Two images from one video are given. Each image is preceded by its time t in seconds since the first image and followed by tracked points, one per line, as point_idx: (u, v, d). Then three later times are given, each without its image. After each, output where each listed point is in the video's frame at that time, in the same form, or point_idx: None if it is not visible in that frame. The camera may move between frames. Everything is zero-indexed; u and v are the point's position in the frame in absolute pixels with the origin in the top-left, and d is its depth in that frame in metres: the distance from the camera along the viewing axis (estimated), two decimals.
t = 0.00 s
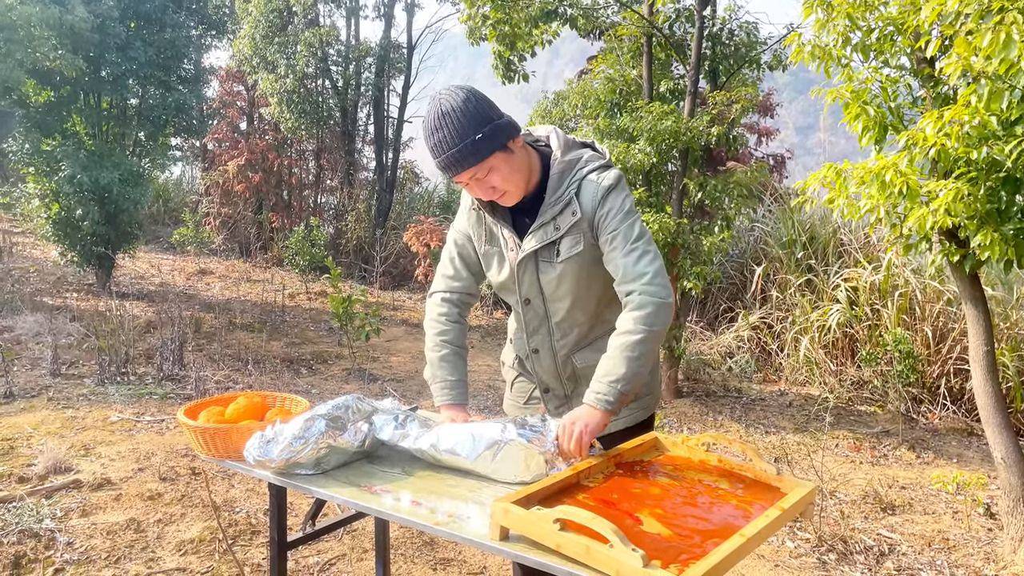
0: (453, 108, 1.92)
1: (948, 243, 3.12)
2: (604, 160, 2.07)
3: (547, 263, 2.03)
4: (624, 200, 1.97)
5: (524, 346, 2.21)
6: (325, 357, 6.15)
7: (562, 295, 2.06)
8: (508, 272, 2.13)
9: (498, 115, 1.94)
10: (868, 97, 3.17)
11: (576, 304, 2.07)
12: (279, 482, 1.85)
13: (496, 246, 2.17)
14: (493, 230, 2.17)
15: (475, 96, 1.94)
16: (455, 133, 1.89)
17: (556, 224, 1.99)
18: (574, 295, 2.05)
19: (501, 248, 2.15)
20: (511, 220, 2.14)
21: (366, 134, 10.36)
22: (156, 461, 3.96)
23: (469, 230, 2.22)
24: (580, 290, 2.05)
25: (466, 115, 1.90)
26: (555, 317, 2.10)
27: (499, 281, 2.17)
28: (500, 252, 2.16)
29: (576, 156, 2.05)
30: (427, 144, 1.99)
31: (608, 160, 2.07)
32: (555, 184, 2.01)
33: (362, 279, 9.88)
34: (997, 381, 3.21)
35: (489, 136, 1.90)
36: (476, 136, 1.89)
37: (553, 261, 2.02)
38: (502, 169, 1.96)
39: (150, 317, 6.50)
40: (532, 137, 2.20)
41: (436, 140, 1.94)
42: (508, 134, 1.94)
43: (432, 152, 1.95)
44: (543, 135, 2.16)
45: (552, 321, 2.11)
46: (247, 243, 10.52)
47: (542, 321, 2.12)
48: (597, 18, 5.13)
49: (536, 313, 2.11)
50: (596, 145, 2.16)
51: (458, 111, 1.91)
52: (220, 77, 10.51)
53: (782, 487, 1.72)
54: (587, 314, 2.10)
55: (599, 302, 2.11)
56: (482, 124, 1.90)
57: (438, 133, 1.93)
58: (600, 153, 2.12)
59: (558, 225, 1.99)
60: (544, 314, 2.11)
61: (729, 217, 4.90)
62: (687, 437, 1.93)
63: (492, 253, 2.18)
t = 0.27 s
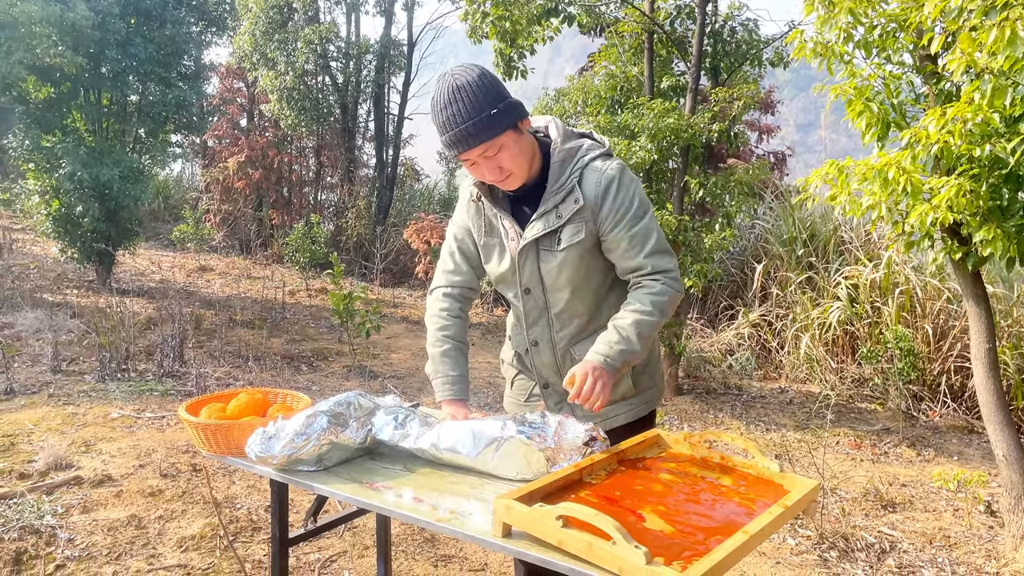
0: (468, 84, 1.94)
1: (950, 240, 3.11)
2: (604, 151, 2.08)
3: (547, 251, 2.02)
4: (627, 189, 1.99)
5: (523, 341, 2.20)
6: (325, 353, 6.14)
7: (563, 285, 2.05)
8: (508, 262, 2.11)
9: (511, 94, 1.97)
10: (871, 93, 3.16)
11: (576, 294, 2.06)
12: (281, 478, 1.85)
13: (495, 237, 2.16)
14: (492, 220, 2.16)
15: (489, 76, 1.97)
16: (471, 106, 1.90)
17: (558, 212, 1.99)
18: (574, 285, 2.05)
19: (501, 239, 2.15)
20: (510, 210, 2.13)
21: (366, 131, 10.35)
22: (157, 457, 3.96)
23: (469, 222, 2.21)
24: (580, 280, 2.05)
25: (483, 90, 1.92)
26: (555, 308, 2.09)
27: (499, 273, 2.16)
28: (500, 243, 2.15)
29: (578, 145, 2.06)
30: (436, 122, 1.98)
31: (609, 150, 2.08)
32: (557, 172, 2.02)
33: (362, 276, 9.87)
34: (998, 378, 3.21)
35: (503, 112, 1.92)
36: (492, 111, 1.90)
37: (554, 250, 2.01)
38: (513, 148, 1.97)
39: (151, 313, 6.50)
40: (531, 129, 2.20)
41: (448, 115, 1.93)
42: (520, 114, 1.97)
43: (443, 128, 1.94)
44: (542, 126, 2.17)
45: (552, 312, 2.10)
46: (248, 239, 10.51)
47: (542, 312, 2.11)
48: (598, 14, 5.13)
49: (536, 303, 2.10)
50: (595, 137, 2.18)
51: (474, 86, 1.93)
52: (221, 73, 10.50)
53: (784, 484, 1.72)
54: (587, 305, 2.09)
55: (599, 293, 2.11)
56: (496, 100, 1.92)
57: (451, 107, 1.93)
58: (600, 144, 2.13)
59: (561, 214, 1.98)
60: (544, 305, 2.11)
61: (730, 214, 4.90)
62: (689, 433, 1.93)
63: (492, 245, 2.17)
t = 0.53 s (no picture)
0: (494, 78, 1.92)
1: (952, 238, 3.10)
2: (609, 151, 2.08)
3: (551, 253, 2.02)
4: (632, 193, 2.00)
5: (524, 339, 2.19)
6: (326, 350, 6.14)
7: (566, 286, 2.05)
8: (511, 263, 2.11)
9: (530, 94, 1.97)
10: (874, 90, 3.15)
11: (579, 294, 2.07)
12: (283, 475, 1.84)
13: (497, 237, 2.15)
14: (495, 219, 2.14)
15: (513, 74, 1.96)
16: (496, 99, 1.88)
17: (564, 214, 1.98)
18: (578, 286, 2.06)
19: (503, 239, 2.14)
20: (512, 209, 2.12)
21: (366, 127, 10.33)
22: (158, 454, 3.96)
23: (468, 221, 2.20)
24: (582, 281, 2.06)
25: (509, 87, 1.91)
26: (558, 307, 2.09)
27: (500, 272, 2.15)
28: (502, 242, 2.15)
29: (584, 145, 2.05)
30: (453, 114, 1.94)
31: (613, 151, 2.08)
32: (563, 173, 2.01)
33: (363, 273, 9.86)
34: (999, 376, 3.20)
35: (525, 111, 1.92)
36: (516, 108, 1.89)
37: (558, 252, 2.01)
38: (530, 148, 1.96)
39: (151, 310, 6.49)
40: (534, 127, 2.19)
41: (471, 107, 1.90)
42: (537, 114, 1.97)
43: (464, 121, 1.90)
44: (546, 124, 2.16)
45: (555, 311, 2.10)
46: (248, 236, 10.51)
47: (546, 311, 2.11)
48: (598, 11, 5.12)
49: (539, 303, 2.10)
50: (597, 135, 2.17)
51: (499, 81, 1.91)
52: (222, 70, 10.49)
53: (786, 482, 1.72)
54: (589, 304, 2.10)
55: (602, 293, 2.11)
56: (520, 98, 1.91)
57: (474, 101, 1.89)
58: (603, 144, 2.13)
59: (566, 216, 1.98)
60: (547, 304, 2.11)
61: (731, 212, 4.89)
62: (692, 431, 1.93)
63: (493, 244, 2.15)
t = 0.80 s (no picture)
0: (504, 78, 1.90)
1: (953, 235, 3.09)
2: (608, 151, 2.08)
3: (550, 254, 2.02)
4: (630, 196, 2.00)
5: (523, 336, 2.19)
6: (326, 347, 6.14)
7: (565, 286, 2.05)
8: (511, 264, 2.10)
9: (538, 96, 1.96)
10: (875, 88, 3.14)
11: (578, 294, 2.07)
12: (283, 471, 1.84)
13: (496, 236, 2.14)
14: (494, 219, 2.14)
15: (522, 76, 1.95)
16: (505, 100, 1.87)
17: (563, 215, 1.98)
18: (577, 286, 2.06)
19: (502, 239, 2.13)
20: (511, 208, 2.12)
21: (366, 124, 10.31)
22: (158, 450, 3.96)
23: (467, 220, 2.19)
24: (580, 281, 2.06)
25: (520, 89, 1.90)
26: (557, 307, 2.09)
27: (499, 272, 2.15)
28: (501, 242, 2.14)
29: (585, 146, 2.04)
30: (459, 113, 1.92)
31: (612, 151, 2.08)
32: (563, 173, 2.01)
33: (363, 269, 9.85)
34: (1000, 373, 3.20)
35: (531, 113, 1.91)
36: (524, 110, 1.88)
37: (557, 253, 2.01)
38: (535, 150, 1.95)
39: (151, 306, 6.49)
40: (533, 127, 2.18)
41: (479, 107, 1.88)
42: (543, 117, 1.97)
43: (471, 121, 1.88)
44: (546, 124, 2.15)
45: (553, 311, 2.10)
46: (248, 232, 10.50)
47: (544, 311, 2.11)
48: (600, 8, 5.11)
49: (538, 303, 2.10)
50: (597, 135, 2.17)
51: (509, 82, 1.90)
52: (222, 66, 10.48)
53: (787, 479, 1.71)
54: (588, 304, 2.10)
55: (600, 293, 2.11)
56: (528, 100, 1.90)
57: (482, 101, 1.88)
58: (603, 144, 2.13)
59: (565, 216, 1.98)
60: (546, 304, 2.11)
61: (731, 209, 4.88)
62: (692, 428, 1.93)
63: (492, 244, 2.15)
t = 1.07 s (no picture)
0: (497, 79, 1.90)
1: (954, 234, 3.09)
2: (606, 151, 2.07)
3: (547, 254, 2.02)
4: (628, 196, 1.99)
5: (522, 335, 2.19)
6: (326, 344, 6.14)
7: (562, 286, 2.05)
8: (507, 264, 2.10)
9: (533, 97, 1.95)
10: (876, 85, 3.14)
11: (576, 294, 2.07)
12: (284, 468, 1.84)
13: (493, 236, 2.14)
14: (491, 219, 2.13)
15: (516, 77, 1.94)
16: (498, 101, 1.86)
17: (560, 216, 1.98)
18: (574, 286, 2.06)
19: (499, 239, 2.13)
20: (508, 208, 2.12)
21: (366, 121, 10.29)
22: (159, 447, 3.96)
23: (464, 219, 2.18)
24: (579, 280, 2.06)
25: (515, 90, 1.89)
26: (555, 307, 2.09)
27: (496, 272, 2.15)
28: (497, 242, 2.14)
29: (582, 145, 2.03)
30: (453, 114, 1.92)
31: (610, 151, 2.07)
32: (560, 174, 2.00)
33: (363, 266, 9.84)
34: (1001, 372, 3.20)
35: (526, 114, 1.90)
36: (518, 112, 1.88)
37: (554, 253, 2.01)
38: (529, 151, 1.95)
39: (151, 303, 6.49)
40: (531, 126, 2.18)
41: (472, 109, 1.88)
42: (538, 117, 1.96)
43: (465, 122, 1.88)
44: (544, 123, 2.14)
45: (551, 311, 2.10)
46: (248, 229, 10.49)
47: (542, 311, 2.11)
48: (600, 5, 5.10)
49: (535, 303, 2.10)
50: (595, 134, 2.16)
51: (503, 83, 1.89)
52: (222, 62, 10.47)
53: (789, 477, 1.71)
54: (586, 304, 2.10)
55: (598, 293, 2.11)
56: (521, 101, 1.90)
57: (476, 102, 1.87)
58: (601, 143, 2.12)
59: (562, 217, 1.98)
60: (543, 304, 2.10)
61: (732, 207, 4.88)
62: (693, 426, 1.93)
63: (488, 244, 2.15)
